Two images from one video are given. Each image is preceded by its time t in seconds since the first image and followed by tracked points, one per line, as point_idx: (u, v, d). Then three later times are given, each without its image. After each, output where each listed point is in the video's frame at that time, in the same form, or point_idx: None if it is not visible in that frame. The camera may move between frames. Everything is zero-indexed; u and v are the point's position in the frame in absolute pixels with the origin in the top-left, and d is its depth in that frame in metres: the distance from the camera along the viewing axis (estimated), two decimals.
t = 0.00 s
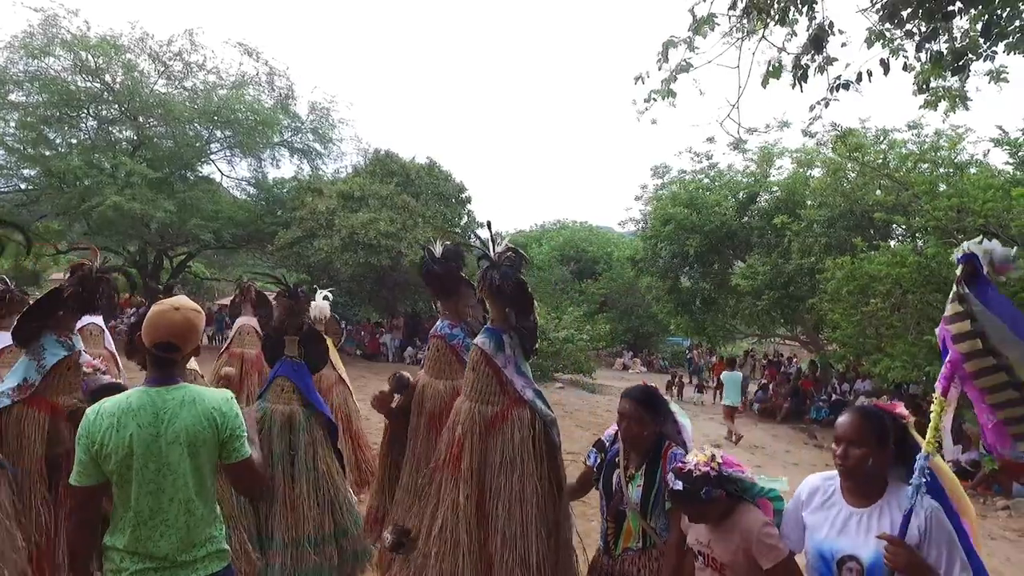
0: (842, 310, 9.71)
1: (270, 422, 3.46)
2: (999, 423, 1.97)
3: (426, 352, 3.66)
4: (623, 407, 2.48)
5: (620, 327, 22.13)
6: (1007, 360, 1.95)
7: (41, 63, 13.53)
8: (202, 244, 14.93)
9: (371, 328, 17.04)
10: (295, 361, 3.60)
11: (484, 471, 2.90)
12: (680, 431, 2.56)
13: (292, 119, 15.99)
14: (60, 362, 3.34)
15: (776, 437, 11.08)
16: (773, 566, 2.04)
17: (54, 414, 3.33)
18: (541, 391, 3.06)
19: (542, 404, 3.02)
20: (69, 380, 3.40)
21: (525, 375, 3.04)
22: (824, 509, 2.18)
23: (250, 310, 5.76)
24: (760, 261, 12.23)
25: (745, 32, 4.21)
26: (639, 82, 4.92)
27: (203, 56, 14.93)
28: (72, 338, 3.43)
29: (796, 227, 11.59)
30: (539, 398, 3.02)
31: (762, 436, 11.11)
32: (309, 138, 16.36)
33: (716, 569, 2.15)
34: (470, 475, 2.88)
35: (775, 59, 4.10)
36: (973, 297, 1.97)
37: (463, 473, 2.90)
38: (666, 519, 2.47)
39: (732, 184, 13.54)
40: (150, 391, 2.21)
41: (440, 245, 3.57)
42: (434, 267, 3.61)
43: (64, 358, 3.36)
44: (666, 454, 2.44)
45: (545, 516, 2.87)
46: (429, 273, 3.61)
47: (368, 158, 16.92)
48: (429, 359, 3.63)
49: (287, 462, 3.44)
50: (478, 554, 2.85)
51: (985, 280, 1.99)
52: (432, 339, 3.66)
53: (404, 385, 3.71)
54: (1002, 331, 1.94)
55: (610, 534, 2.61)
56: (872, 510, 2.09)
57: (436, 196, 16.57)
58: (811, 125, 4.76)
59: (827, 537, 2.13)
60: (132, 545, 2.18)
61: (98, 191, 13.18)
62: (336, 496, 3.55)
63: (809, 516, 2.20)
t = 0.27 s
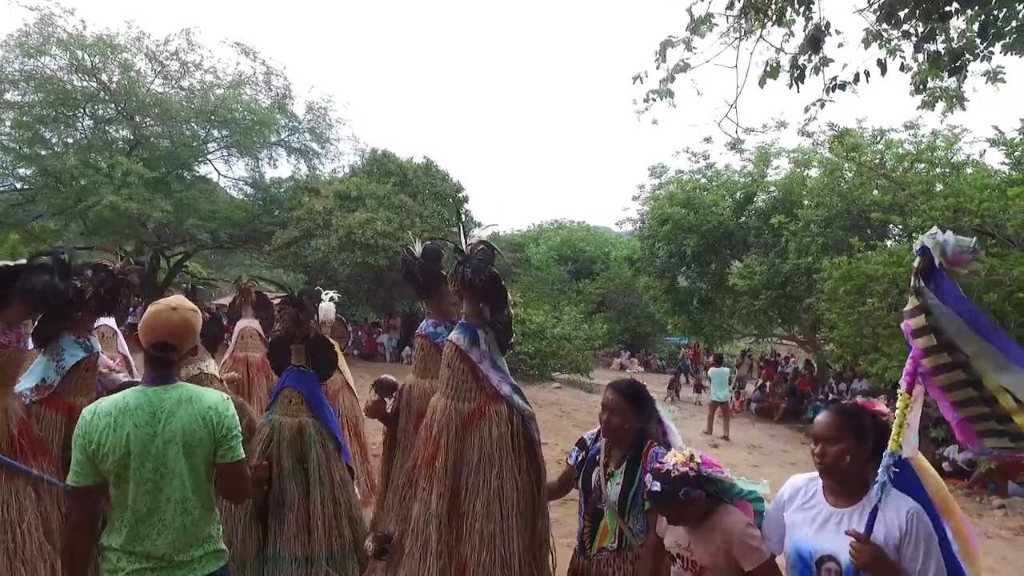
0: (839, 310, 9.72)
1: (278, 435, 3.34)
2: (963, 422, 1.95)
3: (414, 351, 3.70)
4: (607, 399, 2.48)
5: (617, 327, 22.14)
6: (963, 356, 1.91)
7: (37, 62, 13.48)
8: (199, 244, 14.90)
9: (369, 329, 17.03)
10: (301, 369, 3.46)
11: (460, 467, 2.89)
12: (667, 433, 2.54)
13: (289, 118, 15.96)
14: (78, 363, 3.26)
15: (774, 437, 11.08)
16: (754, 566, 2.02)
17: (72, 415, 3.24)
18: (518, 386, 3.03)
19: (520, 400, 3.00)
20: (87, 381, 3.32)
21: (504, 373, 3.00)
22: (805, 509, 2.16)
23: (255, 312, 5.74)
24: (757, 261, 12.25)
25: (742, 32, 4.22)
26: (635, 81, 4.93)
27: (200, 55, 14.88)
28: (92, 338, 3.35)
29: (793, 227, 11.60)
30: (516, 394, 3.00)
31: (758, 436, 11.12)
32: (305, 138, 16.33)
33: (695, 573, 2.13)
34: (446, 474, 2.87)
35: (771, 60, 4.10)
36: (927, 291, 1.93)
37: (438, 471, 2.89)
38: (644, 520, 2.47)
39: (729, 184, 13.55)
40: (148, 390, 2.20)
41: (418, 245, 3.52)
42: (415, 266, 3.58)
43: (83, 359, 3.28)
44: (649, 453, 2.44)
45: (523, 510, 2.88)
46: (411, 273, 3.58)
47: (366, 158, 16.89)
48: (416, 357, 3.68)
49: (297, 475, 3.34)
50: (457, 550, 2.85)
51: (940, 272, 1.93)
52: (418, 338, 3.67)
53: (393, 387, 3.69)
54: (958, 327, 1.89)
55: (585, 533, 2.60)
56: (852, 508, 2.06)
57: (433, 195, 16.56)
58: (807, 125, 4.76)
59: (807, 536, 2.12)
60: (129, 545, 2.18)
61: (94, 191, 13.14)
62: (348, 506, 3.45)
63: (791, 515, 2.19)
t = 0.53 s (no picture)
0: (837, 310, 9.73)
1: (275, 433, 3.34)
2: (942, 438, 1.95)
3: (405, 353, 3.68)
4: (591, 402, 2.48)
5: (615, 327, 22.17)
6: (939, 369, 1.90)
7: (34, 61, 13.43)
8: (197, 244, 14.88)
9: (367, 328, 17.04)
10: (293, 365, 3.47)
11: (445, 466, 2.87)
12: (650, 439, 2.55)
13: (287, 118, 15.94)
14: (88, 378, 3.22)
15: (772, 437, 11.09)
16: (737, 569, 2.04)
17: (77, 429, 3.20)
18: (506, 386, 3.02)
19: (511, 404, 2.98)
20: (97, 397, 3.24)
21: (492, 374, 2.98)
22: (789, 525, 2.09)
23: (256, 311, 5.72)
24: (755, 260, 12.26)
25: (740, 33, 4.22)
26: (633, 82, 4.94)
27: (197, 55, 14.85)
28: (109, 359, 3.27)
29: (791, 227, 11.62)
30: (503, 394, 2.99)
31: (756, 436, 11.14)
32: (303, 138, 16.32)
33: None
34: (429, 473, 2.85)
35: (769, 60, 4.11)
36: (905, 303, 1.87)
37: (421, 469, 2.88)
38: (626, 528, 2.46)
39: (727, 184, 13.56)
40: (142, 392, 2.20)
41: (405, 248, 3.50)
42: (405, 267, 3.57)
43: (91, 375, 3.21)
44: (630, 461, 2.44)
45: (508, 511, 2.85)
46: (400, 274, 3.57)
47: (364, 157, 16.88)
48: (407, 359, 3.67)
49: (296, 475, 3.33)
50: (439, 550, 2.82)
51: (919, 283, 1.87)
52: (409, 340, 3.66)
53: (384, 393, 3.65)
54: (936, 341, 1.86)
55: (570, 541, 2.61)
56: (834, 522, 1.98)
57: (431, 195, 16.57)
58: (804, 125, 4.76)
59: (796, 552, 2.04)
60: (124, 546, 2.18)
61: (92, 191, 13.12)
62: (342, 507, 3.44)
63: (775, 530, 2.11)
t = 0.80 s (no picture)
0: (834, 310, 9.74)
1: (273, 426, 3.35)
2: (919, 449, 1.94)
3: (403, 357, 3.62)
4: (588, 399, 2.48)
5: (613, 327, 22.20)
6: (913, 378, 1.88)
7: (31, 61, 13.39)
8: (194, 244, 14.86)
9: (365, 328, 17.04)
10: (299, 360, 3.48)
11: (435, 473, 2.90)
12: (648, 437, 2.55)
13: (284, 118, 15.92)
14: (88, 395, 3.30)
15: (769, 437, 11.11)
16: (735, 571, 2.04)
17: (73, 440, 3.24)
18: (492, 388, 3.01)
19: (498, 405, 2.96)
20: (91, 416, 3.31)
21: (476, 375, 2.97)
22: (782, 522, 2.09)
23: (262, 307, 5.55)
24: (753, 260, 12.28)
25: (736, 33, 4.23)
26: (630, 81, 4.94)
27: (195, 54, 14.82)
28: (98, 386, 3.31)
29: (789, 227, 11.63)
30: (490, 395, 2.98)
31: (753, 435, 11.15)
32: (301, 137, 16.30)
33: None
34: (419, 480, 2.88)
35: (766, 60, 4.11)
36: (879, 309, 1.87)
37: (409, 479, 2.89)
38: (623, 529, 2.46)
39: (725, 183, 13.56)
40: (141, 391, 2.19)
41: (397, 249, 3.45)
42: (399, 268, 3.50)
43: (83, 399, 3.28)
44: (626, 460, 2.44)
45: (498, 511, 2.87)
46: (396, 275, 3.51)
47: (361, 157, 16.86)
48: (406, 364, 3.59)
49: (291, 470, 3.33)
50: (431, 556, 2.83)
51: (891, 289, 1.88)
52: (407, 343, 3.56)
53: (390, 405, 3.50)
54: (910, 351, 1.83)
55: (565, 543, 2.60)
56: (828, 520, 1.99)
57: (429, 195, 16.56)
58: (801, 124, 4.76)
59: (783, 549, 2.05)
60: (122, 545, 2.17)
61: (89, 191, 13.09)
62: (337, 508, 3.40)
63: (767, 527, 2.12)
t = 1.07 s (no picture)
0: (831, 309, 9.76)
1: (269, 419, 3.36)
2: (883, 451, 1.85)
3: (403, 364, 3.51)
4: (588, 399, 2.48)
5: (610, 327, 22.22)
6: (877, 372, 1.84)
7: (26, 60, 13.35)
8: (190, 244, 14.83)
9: (362, 328, 17.02)
10: (312, 359, 3.54)
11: (426, 497, 2.93)
12: (651, 441, 2.55)
13: (281, 118, 15.89)
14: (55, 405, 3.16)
15: (766, 436, 11.12)
16: None
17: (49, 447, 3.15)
18: (473, 397, 3.04)
19: (481, 412, 3.03)
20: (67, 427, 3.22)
21: (448, 389, 3.01)
22: (779, 517, 2.10)
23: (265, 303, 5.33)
24: (749, 260, 12.29)
25: (732, 32, 4.23)
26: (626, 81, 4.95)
27: (191, 54, 14.79)
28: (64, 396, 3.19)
29: (785, 227, 11.65)
30: (472, 404, 3.03)
31: (750, 435, 11.16)
32: (298, 137, 16.27)
33: None
34: (409, 499, 2.91)
35: (762, 59, 4.12)
36: (847, 302, 1.85)
37: (400, 507, 2.92)
38: (622, 532, 2.43)
39: (722, 183, 13.58)
40: (135, 390, 2.19)
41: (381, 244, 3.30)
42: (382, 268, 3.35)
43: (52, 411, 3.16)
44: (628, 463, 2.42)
45: (490, 530, 2.91)
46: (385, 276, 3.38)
47: (358, 157, 16.84)
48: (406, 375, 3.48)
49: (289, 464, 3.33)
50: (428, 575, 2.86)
51: (858, 282, 1.87)
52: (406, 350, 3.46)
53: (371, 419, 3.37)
54: (878, 342, 1.80)
55: (563, 545, 2.62)
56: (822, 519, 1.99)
57: (426, 195, 16.55)
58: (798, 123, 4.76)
59: (774, 544, 2.07)
60: (114, 545, 2.17)
61: (84, 190, 13.06)
62: (334, 509, 3.34)
63: (764, 524, 2.12)
